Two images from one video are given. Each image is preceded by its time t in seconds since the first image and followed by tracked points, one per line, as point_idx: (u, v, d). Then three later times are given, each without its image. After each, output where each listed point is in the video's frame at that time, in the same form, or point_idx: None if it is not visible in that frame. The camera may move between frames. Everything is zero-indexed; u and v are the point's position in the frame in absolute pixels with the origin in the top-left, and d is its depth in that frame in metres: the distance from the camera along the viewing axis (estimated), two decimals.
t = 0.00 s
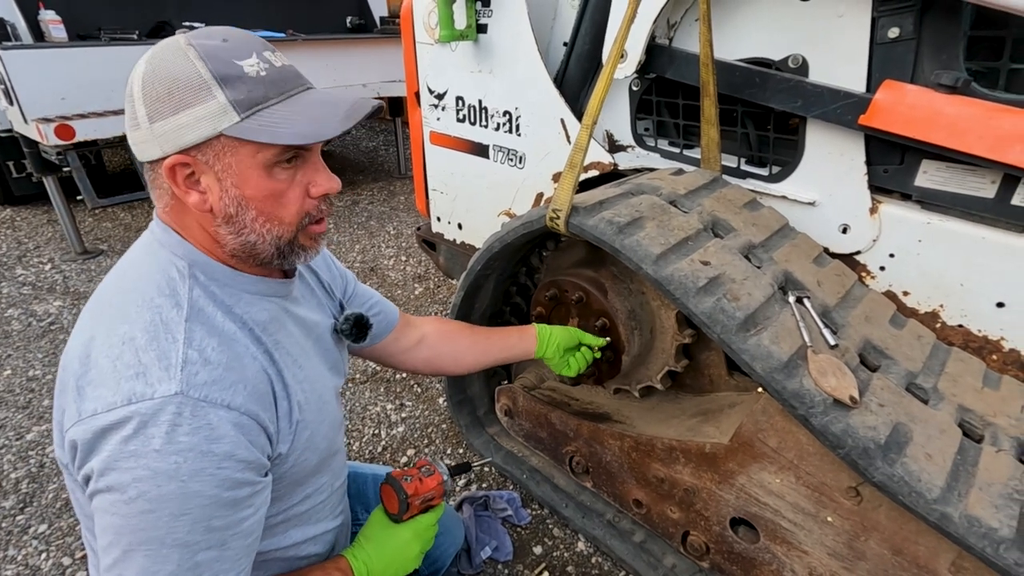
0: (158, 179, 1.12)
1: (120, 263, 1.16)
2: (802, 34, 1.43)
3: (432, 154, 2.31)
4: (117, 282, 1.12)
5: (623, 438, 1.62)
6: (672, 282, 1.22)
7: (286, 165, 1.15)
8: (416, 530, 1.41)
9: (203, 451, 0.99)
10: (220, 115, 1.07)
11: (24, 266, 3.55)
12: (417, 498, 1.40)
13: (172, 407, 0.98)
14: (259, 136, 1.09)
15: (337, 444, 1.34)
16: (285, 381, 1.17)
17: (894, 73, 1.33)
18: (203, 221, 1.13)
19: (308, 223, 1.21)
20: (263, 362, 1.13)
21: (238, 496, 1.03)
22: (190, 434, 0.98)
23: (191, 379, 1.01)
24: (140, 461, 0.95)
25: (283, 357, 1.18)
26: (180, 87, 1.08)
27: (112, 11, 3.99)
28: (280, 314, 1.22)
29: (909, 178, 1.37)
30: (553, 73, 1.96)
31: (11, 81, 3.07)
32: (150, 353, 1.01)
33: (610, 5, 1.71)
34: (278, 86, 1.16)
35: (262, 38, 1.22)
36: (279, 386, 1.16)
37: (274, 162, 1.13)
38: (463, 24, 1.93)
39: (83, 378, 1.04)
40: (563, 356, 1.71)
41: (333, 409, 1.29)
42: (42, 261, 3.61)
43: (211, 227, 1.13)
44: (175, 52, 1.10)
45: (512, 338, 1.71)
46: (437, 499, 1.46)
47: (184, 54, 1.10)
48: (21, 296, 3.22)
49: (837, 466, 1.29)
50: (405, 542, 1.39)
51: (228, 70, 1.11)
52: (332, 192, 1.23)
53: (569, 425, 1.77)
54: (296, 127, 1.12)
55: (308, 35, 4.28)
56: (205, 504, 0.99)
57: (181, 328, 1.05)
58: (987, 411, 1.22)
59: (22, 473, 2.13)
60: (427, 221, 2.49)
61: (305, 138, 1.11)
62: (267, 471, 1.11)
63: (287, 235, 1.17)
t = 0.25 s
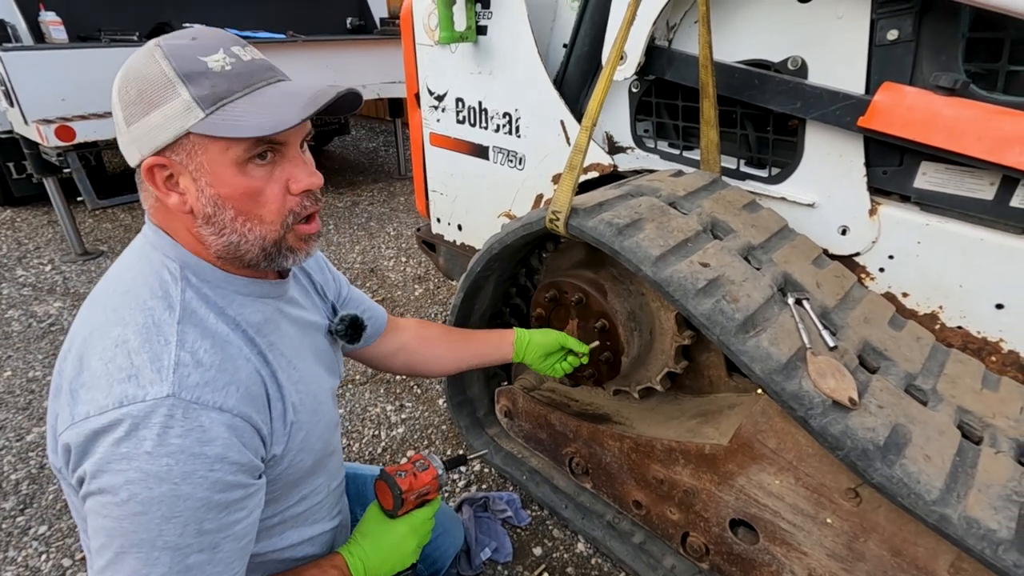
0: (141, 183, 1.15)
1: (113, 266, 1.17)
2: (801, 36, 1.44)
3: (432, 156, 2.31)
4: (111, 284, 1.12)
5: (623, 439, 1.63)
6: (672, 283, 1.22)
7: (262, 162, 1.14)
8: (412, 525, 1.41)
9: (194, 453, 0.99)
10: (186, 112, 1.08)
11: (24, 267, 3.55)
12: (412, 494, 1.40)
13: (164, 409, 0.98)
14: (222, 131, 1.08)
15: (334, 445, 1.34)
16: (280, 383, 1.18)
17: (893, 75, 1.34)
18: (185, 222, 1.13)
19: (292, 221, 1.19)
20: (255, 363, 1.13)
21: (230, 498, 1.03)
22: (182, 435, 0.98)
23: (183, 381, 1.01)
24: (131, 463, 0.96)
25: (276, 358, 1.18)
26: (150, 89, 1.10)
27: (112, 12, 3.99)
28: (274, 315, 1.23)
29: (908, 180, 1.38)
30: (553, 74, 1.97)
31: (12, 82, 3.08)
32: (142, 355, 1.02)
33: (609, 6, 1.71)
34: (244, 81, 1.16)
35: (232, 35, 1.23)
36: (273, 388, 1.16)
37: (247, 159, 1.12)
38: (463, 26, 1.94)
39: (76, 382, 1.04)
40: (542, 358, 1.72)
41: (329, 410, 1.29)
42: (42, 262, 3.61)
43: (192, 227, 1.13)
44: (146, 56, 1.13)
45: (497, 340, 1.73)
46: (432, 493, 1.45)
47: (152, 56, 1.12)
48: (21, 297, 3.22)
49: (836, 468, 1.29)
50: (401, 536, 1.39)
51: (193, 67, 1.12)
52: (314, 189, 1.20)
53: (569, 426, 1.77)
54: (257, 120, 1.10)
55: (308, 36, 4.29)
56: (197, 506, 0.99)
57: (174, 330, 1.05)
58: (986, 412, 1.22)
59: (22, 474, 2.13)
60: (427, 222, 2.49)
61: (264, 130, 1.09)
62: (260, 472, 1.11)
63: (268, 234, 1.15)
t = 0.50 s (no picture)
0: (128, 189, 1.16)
1: (106, 267, 1.17)
2: (801, 38, 1.44)
3: (433, 157, 2.32)
4: (104, 286, 1.13)
5: (624, 440, 1.63)
6: (672, 285, 1.22)
7: (247, 165, 1.14)
8: (410, 512, 1.40)
9: (188, 453, 0.99)
10: (168, 117, 1.09)
11: (25, 268, 3.55)
12: (406, 481, 1.40)
13: (159, 410, 0.98)
14: (203, 137, 1.09)
15: (331, 443, 1.34)
16: (275, 382, 1.18)
17: (893, 77, 1.34)
18: (172, 225, 1.14)
19: (279, 222, 1.19)
20: (250, 363, 1.14)
21: (223, 499, 1.04)
22: (175, 436, 0.99)
23: (177, 381, 1.01)
24: (125, 464, 0.96)
25: (271, 358, 1.19)
26: (132, 94, 1.11)
27: (113, 13, 4.00)
28: (267, 314, 1.23)
29: (908, 181, 1.38)
30: (553, 76, 1.97)
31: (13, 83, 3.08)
32: (136, 357, 1.02)
33: (610, 8, 1.71)
34: (225, 84, 1.16)
35: (214, 35, 1.23)
36: (268, 387, 1.16)
37: (231, 162, 1.12)
38: (463, 27, 1.94)
39: (70, 385, 1.05)
40: (485, 357, 1.76)
41: (325, 407, 1.30)
42: (43, 263, 3.61)
43: (180, 231, 1.14)
44: (126, 60, 1.13)
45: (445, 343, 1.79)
46: (428, 479, 1.45)
47: (133, 60, 1.13)
48: (22, 298, 3.23)
49: (837, 469, 1.29)
50: (399, 523, 1.38)
51: (173, 71, 1.12)
52: (300, 190, 1.20)
53: (569, 427, 1.78)
54: (237, 125, 1.10)
55: (309, 37, 4.29)
56: (190, 506, 1.00)
57: (166, 331, 1.05)
58: (986, 413, 1.22)
59: (23, 475, 2.13)
60: (427, 223, 2.50)
61: (244, 136, 1.09)
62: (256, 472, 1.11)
63: (256, 236, 1.16)
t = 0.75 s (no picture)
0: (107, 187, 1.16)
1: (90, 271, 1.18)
2: (803, 39, 1.44)
3: (435, 158, 2.32)
4: (88, 289, 1.14)
5: (625, 440, 1.63)
6: (674, 285, 1.23)
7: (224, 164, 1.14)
8: (407, 497, 1.40)
9: (167, 453, 1.00)
10: (140, 114, 1.09)
11: (28, 268, 3.56)
12: (400, 467, 1.39)
13: (137, 410, 0.99)
14: (176, 133, 1.09)
15: (326, 441, 1.34)
16: (259, 380, 1.19)
17: (895, 78, 1.34)
18: (150, 223, 1.14)
19: (255, 220, 1.19)
20: (232, 361, 1.14)
21: (208, 498, 1.04)
22: (154, 436, 0.99)
23: (155, 381, 1.02)
24: (105, 465, 0.97)
25: (256, 356, 1.20)
26: (106, 91, 1.12)
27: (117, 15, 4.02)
28: (253, 312, 1.24)
29: (910, 183, 1.38)
30: (556, 77, 1.97)
31: (17, 85, 3.09)
32: (114, 358, 1.02)
33: (613, 9, 1.71)
34: (198, 80, 1.16)
35: (189, 32, 1.24)
36: (253, 386, 1.17)
37: (208, 160, 1.13)
38: (466, 28, 1.94)
39: (53, 388, 1.06)
40: (443, 382, 1.79)
41: (316, 403, 1.30)
42: (46, 263, 3.62)
43: (157, 229, 1.14)
44: (101, 59, 1.14)
45: (402, 358, 1.82)
46: (422, 464, 1.45)
47: (106, 58, 1.13)
48: (25, 299, 3.23)
49: (839, 469, 1.29)
50: (397, 509, 1.38)
51: (145, 68, 1.13)
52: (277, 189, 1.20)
53: (571, 427, 1.78)
54: (209, 121, 1.11)
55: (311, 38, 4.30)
56: (173, 505, 1.00)
57: (145, 331, 1.06)
58: (988, 414, 1.22)
59: (27, 475, 2.14)
60: (429, 224, 2.50)
61: (216, 132, 1.10)
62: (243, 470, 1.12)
63: (232, 234, 1.15)
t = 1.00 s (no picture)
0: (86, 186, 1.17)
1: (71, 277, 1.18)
2: (805, 40, 1.44)
3: (436, 159, 2.32)
4: (69, 294, 1.15)
5: (627, 441, 1.63)
6: (676, 286, 1.23)
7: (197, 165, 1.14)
8: (406, 488, 1.38)
9: (146, 456, 1.00)
10: (111, 113, 1.10)
11: (31, 268, 3.57)
12: (394, 458, 1.37)
13: (113, 414, 0.99)
14: (147, 133, 1.09)
15: (317, 441, 1.35)
16: (242, 381, 1.19)
17: (897, 79, 1.34)
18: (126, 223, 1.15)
19: (230, 221, 1.19)
20: (214, 362, 1.14)
21: (191, 500, 1.04)
22: (132, 440, 0.99)
23: (131, 385, 1.02)
24: (83, 471, 0.97)
25: (239, 357, 1.20)
26: (80, 90, 1.12)
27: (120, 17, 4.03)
28: (237, 313, 1.24)
29: (912, 184, 1.38)
30: (558, 77, 1.98)
31: (21, 86, 3.10)
32: (91, 363, 1.03)
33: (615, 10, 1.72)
34: (172, 80, 1.16)
35: (167, 32, 1.24)
36: (236, 387, 1.17)
37: (180, 161, 1.12)
38: (469, 29, 1.95)
39: (32, 394, 1.07)
40: (421, 368, 1.81)
41: (306, 403, 1.30)
42: (48, 263, 3.63)
43: (133, 229, 1.14)
44: (75, 57, 1.15)
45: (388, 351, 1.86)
46: (418, 452, 1.41)
47: (81, 58, 1.14)
48: (28, 299, 3.24)
49: (841, 470, 1.29)
50: (395, 501, 1.36)
51: (119, 67, 1.13)
52: (253, 189, 1.20)
53: (573, 427, 1.78)
54: (181, 121, 1.11)
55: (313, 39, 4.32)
56: (154, 508, 1.00)
57: (122, 335, 1.06)
58: (990, 415, 1.22)
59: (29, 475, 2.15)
60: (431, 224, 2.50)
61: (186, 132, 1.10)
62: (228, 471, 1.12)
63: (205, 235, 1.15)
